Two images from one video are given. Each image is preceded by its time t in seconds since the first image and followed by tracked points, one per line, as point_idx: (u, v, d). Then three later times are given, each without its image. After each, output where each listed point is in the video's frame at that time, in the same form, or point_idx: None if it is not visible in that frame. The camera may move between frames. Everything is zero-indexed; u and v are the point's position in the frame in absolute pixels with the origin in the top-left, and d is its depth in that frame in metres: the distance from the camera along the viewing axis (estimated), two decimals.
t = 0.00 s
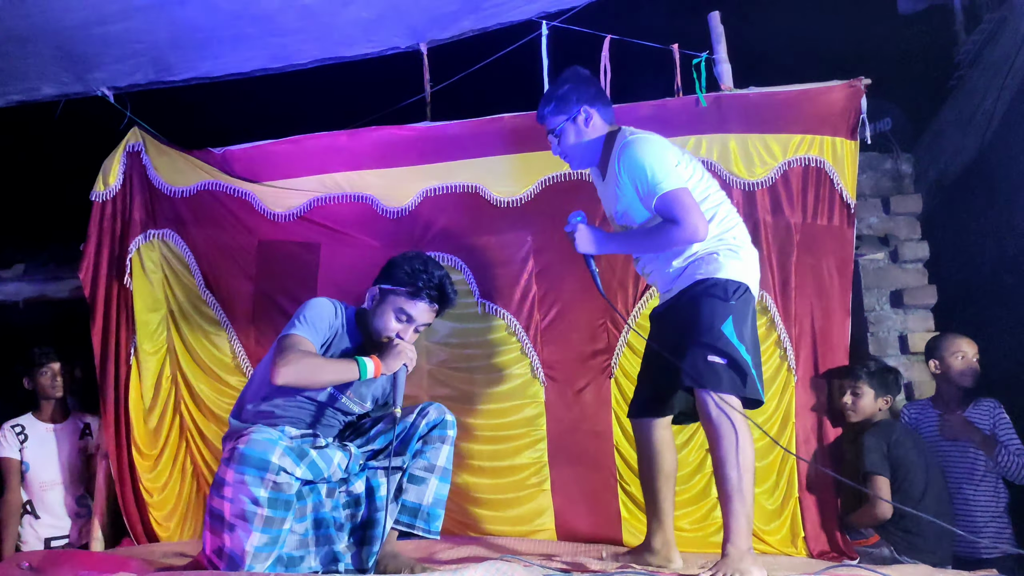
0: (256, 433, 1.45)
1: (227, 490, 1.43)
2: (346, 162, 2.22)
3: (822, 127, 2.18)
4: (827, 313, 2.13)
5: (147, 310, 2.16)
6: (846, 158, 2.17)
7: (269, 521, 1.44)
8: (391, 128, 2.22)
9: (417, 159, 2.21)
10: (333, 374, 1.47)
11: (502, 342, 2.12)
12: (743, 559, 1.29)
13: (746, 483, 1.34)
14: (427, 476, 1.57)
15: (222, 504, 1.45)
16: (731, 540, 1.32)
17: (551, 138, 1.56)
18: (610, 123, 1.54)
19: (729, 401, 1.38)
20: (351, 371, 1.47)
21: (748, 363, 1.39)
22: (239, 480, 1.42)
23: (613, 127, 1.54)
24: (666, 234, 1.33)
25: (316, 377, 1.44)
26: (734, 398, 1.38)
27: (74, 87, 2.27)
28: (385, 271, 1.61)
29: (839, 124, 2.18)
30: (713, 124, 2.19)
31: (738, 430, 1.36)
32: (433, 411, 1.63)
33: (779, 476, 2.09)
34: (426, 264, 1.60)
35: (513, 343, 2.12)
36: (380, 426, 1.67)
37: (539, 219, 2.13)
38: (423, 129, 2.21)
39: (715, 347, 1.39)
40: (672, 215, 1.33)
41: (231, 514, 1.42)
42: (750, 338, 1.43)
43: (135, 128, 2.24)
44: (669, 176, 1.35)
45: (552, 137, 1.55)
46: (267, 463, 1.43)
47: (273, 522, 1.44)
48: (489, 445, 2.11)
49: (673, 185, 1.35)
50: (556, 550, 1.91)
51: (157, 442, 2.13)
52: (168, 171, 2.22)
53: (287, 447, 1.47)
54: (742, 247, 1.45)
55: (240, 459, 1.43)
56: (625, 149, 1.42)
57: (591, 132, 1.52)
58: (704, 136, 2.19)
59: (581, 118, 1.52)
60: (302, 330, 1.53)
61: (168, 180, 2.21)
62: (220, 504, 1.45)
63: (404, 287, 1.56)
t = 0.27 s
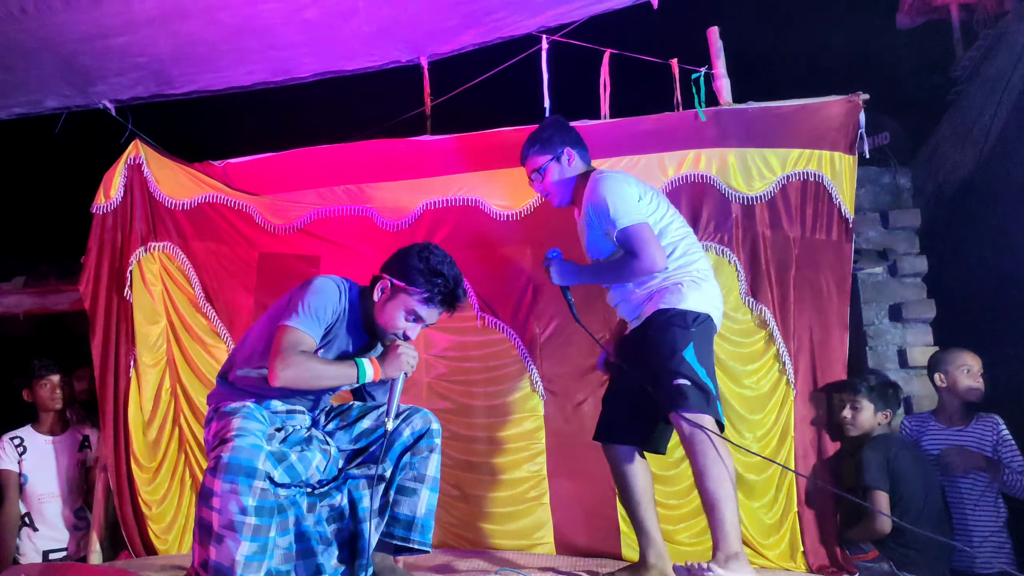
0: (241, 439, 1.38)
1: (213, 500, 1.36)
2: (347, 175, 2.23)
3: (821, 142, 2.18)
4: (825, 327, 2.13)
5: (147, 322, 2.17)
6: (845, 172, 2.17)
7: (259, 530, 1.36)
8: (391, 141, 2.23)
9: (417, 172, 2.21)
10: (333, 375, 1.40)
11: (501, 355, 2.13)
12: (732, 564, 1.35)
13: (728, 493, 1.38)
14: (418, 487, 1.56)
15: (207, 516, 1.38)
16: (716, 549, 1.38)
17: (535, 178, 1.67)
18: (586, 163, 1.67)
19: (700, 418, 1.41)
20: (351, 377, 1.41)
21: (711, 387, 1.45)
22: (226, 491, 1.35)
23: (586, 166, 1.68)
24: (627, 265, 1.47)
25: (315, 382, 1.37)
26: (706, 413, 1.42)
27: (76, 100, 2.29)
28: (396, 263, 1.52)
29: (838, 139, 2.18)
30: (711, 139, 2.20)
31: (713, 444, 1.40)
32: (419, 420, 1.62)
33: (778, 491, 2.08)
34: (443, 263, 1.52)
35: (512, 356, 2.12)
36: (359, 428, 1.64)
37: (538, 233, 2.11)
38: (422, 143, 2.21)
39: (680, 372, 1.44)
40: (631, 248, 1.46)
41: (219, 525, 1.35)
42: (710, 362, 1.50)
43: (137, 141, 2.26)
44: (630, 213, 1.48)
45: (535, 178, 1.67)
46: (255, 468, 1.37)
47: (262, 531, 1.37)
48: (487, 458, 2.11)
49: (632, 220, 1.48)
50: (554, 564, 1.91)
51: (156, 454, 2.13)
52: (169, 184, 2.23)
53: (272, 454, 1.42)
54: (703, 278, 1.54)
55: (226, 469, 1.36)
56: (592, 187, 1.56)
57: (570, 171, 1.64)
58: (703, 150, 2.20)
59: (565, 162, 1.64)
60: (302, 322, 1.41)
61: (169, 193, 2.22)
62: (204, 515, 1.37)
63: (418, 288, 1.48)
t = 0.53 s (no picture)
0: (224, 433, 1.32)
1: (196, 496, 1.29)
2: (348, 187, 2.22)
3: (822, 155, 2.19)
4: (827, 339, 2.13)
5: (148, 333, 2.17)
6: (846, 185, 2.18)
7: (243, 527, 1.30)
8: (393, 153, 2.24)
9: (419, 184, 2.22)
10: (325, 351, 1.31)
11: (503, 367, 2.12)
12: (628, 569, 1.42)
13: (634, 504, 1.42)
14: (408, 491, 1.54)
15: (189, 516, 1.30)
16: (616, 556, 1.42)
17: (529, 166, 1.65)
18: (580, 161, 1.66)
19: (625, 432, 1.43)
20: (343, 353, 1.33)
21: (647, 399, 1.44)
22: (211, 489, 1.29)
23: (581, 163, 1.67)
24: (608, 256, 1.44)
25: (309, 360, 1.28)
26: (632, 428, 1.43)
27: (79, 111, 2.30)
28: (375, 227, 1.43)
29: (839, 152, 2.19)
30: (713, 152, 2.21)
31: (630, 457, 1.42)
32: (400, 424, 1.59)
33: (780, 503, 2.07)
34: (424, 223, 1.44)
35: (513, 368, 2.12)
36: (340, 423, 1.58)
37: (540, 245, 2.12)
38: (424, 155, 2.23)
39: (618, 380, 1.43)
40: (615, 238, 1.43)
41: (202, 523, 1.28)
42: (665, 372, 1.48)
43: (140, 152, 2.27)
44: (620, 208, 1.47)
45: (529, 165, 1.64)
46: (240, 461, 1.32)
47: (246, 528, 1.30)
48: (488, 471, 2.11)
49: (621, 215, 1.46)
50: None
51: (156, 466, 2.12)
52: (172, 196, 2.23)
53: (258, 447, 1.35)
54: (677, 288, 1.54)
55: (210, 465, 1.29)
56: (586, 179, 1.54)
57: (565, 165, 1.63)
58: (705, 163, 2.20)
59: (565, 155, 1.63)
60: (291, 302, 1.31)
61: (172, 204, 2.23)
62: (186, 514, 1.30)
63: (403, 251, 1.40)
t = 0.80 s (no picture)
0: (200, 431, 1.22)
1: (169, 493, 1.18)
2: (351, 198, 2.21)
3: (825, 168, 2.19)
4: (830, 351, 2.14)
5: (152, 344, 2.18)
6: (849, 197, 2.18)
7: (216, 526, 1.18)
8: (399, 165, 2.27)
9: (423, 195, 2.23)
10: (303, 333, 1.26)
11: (506, 379, 2.12)
12: None
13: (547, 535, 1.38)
14: (396, 509, 1.32)
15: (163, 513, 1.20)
16: None
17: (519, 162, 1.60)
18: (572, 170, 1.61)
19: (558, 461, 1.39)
20: (321, 331, 1.29)
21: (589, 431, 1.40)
22: (184, 488, 1.18)
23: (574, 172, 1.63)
24: (594, 263, 1.39)
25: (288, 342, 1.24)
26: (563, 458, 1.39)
27: (85, 123, 2.31)
28: (340, 199, 1.38)
29: (842, 165, 2.20)
30: (716, 164, 2.21)
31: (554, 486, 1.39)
32: (381, 440, 1.39)
33: (784, 516, 2.06)
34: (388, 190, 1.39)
35: (516, 380, 2.11)
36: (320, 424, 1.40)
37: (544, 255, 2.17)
38: (429, 167, 2.25)
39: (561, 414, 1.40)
40: (605, 251, 1.40)
41: (173, 523, 1.16)
42: (606, 410, 1.43)
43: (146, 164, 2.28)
44: (614, 224, 1.44)
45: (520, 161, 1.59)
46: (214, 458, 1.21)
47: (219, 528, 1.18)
48: (491, 483, 2.11)
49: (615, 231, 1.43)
50: None
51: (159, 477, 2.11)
52: (177, 207, 2.24)
53: (232, 447, 1.24)
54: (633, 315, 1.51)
55: (184, 464, 1.19)
56: (580, 187, 1.50)
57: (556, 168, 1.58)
58: (708, 176, 2.21)
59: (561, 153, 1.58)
60: (263, 286, 1.27)
61: (177, 216, 2.23)
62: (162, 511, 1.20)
63: (371, 221, 1.35)
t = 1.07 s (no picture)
0: (202, 439, 1.20)
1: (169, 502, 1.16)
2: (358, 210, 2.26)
3: (830, 179, 2.20)
4: (835, 363, 2.13)
5: (156, 354, 2.17)
6: (854, 209, 2.19)
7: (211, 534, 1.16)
8: (402, 175, 2.26)
9: (427, 206, 2.24)
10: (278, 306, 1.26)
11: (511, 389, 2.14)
12: None
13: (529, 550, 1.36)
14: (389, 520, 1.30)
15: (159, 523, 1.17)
16: None
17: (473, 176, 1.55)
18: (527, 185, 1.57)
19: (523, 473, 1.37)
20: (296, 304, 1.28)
21: (544, 441, 1.39)
22: (185, 497, 1.15)
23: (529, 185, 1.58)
24: (535, 299, 1.36)
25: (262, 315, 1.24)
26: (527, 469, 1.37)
27: (92, 133, 2.32)
28: (316, 173, 1.39)
29: (847, 176, 2.20)
30: (720, 175, 2.21)
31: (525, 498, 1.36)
32: (367, 450, 1.37)
33: (790, 526, 2.04)
34: (364, 162, 1.40)
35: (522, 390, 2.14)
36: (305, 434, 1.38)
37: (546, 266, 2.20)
38: (431, 178, 2.24)
39: (519, 424, 1.37)
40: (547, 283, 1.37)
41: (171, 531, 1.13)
42: (558, 415, 1.43)
43: (152, 175, 2.29)
44: (561, 253, 1.40)
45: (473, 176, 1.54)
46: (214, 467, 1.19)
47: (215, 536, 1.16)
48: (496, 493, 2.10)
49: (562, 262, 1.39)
50: None
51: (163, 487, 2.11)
52: (182, 217, 2.24)
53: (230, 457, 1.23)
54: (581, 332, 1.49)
55: (185, 471, 1.17)
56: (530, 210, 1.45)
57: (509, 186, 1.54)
58: (713, 187, 2.20)
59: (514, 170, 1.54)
60: (242, 260, 1.29)
61: (182, 226, 2.23)
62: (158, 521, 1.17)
63: (348, 192, 1.36)
